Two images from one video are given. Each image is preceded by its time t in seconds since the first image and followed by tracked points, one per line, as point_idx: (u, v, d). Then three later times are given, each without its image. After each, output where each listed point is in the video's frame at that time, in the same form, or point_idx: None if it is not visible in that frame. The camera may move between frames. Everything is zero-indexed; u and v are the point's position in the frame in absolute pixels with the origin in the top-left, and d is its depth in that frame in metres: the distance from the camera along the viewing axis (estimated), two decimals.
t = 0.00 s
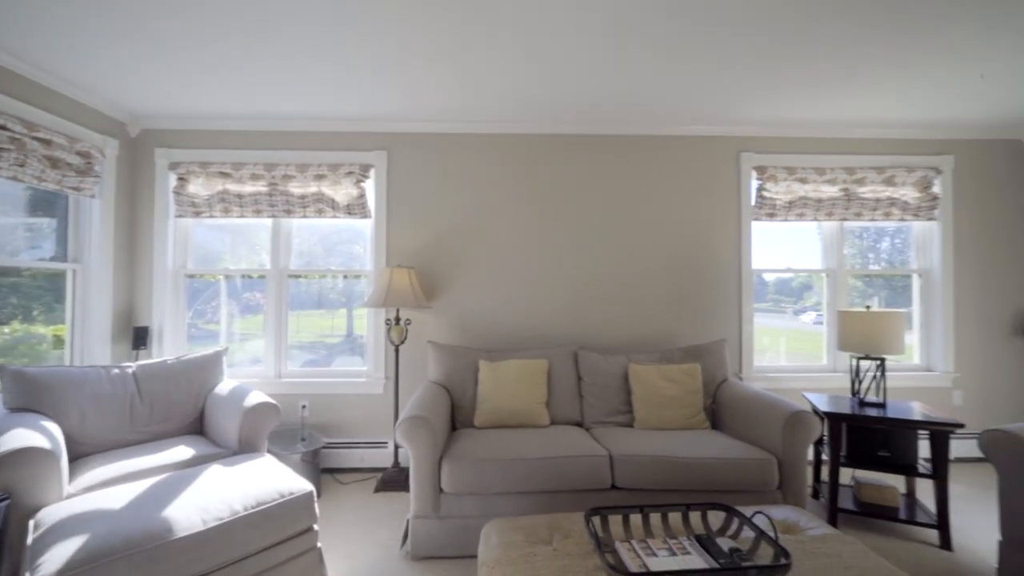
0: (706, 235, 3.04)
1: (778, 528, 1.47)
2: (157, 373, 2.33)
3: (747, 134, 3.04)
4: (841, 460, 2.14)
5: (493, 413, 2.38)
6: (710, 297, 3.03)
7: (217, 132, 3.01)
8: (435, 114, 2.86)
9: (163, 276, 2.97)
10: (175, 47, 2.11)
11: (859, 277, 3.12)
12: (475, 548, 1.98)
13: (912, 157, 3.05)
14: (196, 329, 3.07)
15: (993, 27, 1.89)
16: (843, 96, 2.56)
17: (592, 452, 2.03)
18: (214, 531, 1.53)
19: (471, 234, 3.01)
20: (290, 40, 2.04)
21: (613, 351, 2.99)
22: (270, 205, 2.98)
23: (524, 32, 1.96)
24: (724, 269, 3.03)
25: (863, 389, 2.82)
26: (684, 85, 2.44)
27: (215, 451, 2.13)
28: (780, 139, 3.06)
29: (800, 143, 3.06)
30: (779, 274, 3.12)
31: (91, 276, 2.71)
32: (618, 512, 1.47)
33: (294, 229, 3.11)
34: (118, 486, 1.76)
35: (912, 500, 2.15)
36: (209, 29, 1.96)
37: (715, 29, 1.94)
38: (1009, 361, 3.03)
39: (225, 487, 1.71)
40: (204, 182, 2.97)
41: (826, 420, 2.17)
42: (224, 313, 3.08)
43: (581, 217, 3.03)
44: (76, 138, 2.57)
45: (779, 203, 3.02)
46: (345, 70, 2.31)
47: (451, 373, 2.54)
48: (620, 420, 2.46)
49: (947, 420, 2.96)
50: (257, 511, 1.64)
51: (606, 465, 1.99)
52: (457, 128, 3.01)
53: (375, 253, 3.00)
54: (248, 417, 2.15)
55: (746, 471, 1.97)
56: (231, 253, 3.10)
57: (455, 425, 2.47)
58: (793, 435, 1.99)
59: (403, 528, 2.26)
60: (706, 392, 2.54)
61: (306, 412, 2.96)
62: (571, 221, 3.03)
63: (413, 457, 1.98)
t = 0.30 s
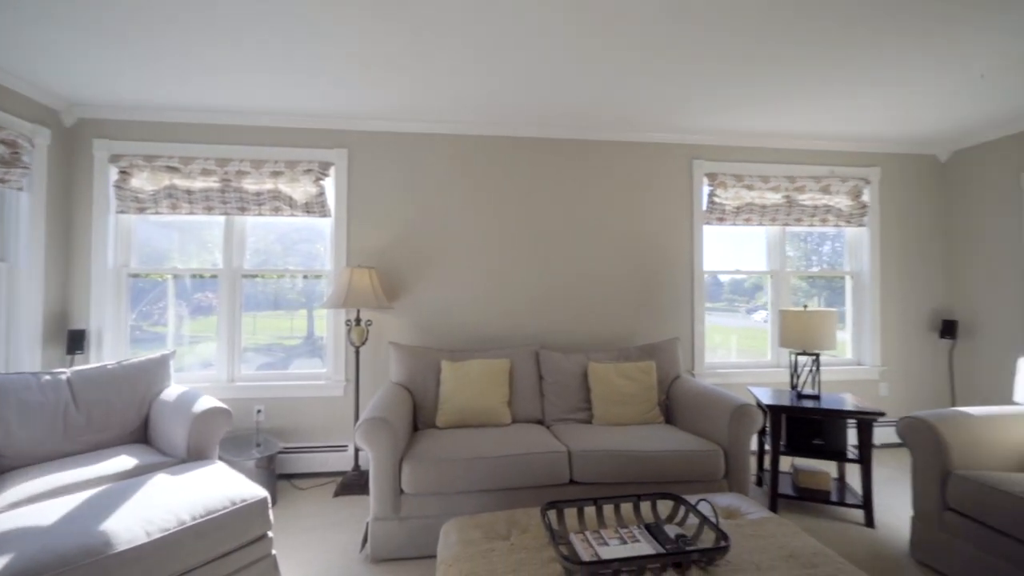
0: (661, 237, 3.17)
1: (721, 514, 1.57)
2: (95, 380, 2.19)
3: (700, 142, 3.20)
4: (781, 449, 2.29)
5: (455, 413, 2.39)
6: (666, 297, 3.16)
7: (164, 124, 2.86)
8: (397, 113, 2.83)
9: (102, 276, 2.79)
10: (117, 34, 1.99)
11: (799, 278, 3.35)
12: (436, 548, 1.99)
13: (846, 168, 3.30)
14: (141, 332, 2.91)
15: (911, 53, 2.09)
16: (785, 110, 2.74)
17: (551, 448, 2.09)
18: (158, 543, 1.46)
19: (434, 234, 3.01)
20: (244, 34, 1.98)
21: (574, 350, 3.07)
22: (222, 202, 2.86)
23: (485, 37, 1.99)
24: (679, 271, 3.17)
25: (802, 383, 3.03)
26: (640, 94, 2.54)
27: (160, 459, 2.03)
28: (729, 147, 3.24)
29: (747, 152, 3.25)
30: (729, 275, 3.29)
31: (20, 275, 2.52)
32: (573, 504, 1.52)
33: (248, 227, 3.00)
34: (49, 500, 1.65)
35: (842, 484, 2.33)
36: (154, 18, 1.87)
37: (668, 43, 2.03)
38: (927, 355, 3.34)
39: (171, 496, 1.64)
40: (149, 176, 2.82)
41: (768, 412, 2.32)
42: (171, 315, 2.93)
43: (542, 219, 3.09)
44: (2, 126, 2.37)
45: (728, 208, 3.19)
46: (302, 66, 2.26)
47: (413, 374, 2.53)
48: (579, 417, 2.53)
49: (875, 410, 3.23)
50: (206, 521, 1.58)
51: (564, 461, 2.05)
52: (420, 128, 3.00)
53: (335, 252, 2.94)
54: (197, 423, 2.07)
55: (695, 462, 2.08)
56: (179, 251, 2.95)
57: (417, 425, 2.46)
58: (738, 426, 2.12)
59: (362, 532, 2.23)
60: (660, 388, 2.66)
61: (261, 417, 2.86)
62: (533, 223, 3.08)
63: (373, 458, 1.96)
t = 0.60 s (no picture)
0: (618, 240, 3.30)
1: (667, 502, 1.67)
2: (21, 389, 2.04)
3: (653, 150, 3.35)
4: (725, 440, 2.45)
5: (415, 414, 2.40)
6: (621, 298, 3.29)
7: (101, 115, 2.69)
8: (356, 112, 2.80)
9: (29, 275, 2.59)
10: (47, 16, 1.86)
11: (744, 280, 3.57)
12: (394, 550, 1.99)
13: (784, 178, 3.56)
14: (74, 336, 2.72)
15: (837, 75, 2.30)
16: (729, 121, 2.92)
17: (509, 446, 2.13)
18: (96, 559, 1.39)
19: (394, 235, 2.99)
20: (192, 24, 1.90)
21: (534, 349, 3.14)
22: (167, 199, 2.72)
23: (444, 40, 2.01)
24: (634, 272, 3.31)
25: (745, 377, 3.24)
26: (597, 101, 2.64)
27: (97, 472, 1.92)
28: (680, 156, 3.41)
29: (696, 160, 3.44)
30: (680, 277, 3.47)
31: None
32: (528, 499, 1.57)
33: (196, 226, 2.87)
34: None
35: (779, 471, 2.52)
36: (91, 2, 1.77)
37: (621, 55, 2.13)
38: (854, 350, 3.65)
39: (109, 510, 1.56)
40: (84, 170, 2.64)
41: (714, 405, 2.47)
42: (109, 318, 2.75)
43: (503, 221, 3.14)
44: None
45: (679, 213, 3.36)
46: (256, 61, 2.20)
47: (372, 376, 2.51)
48: (538, 415, 2.60)
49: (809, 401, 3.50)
50: (149, 533, 1.52)
51: (522, 458, 2.11)
52: (380, 127, 2.97)
53: (291, 253, 2.87)
54: (139, 432, 1.97)
55: (646, 455, 2.19)
56: (118, 250, 2.78)
57: (376, 428, 2.44)
58: (685, 420, 2.25)
59: (318, 538, 2.19)
60: (615, 385, 2.77)
61: (210, 424, 2.75)
62: (493, 225, 3.12)
63: (330, 463, 1.94)
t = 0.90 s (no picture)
0: (575, 243, 3.42)
1: (616, 493, 1.78)
2: None
3: (608, 157, 3.50)
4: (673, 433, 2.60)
5: (375, 417, 2.39)
6: (578, 299, 3.41)
7: (28, 104, 2.50)
8: (313, 110, 2.76)
9: None
10: None
11: (691, 283, 3.79)
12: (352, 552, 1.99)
13: (728, 187, 3.81)
14: None
15: (771, 94, 2.51)
16: (678, 133, 3.11)
17: (468, 446, 2.18)
18: None
19: (353, 236, 2.97)
20: (136, 14, 1.83)
21: (494, 350, 3.20)
22: (104, 195, 2.57)
23: (404, 44, 2.03)
24: (590, 275, 3.44)
25: (692, 375, 3.45)
26: (555, 109, 2.74)
27: (27, 488, 1.80)
28: (634, 164, 3.58)
29: (648, 169, 3.62)
30: (634, 280, 3.64)
31: None
32: (485, 495, 1.63)
33: (137, 224, 2.72)
34: None
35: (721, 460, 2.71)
36: None
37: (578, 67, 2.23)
38: (789, 347, 3.96)
39: (43, 527, 1.48)
40: (7, 162, 2.45)
41: (663, 401, 2.62)
42: (36, 322, 2.56)
43: (464, 223, 3.18)
44: None
45: (633, 219, 3.53)
46: (206, 56, 2.13)
47: (330, 379, 2.48)
48: (497, 414, 2.66)
49: (750, 395, 3.76)
50: (89, 547, 1.45)
51: (481, 456, 2.16)
52: (338, 127, 2.94)
53: (243, 253, 2.78)
54: (76, 444, 1.87)
55: (599, 449, 2.30)
56: (46, 249, 2.59)
57: (334, 432, 2.42)
58: (636, 415, 2.38)
59: (273, 546, 2.15)
60: (572, 383, 2.87)
61: (154, 432, 2.62)
62: (454, 228, 3.16)
63: (285, 468, 1.91)
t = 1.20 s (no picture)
0: (533, 246, 3.54)
1: (569, 484, 1.89)
2: None
3: (565, 164, 3.65)
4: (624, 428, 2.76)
5: (333, 420, 2.39)
6: (536, 300, 3.53)
7: None
8: (269, 108, 2.71)
9: None
10: None
11: (642, 285, 4.01)
12: (311, 554, 1.99)
13: (676, 195, 4.06)
14: None
15: (712, 108, 2.73)
16: (630, 143, 3.30)
17: (428, 445, 2.23)
18: None
19: (311, 237, 2.93)
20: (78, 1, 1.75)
21: (454, 351, 3.25)
22: (34, 190, 2.40)
23: (366, 45, 2.06)
24: (548, 277, 3.57)
25: (642, 372, 3.66)
26: (515, 115, 2.84)
27: None
28: (589, 171, 3.75)
29: (603, 176, 3.80)
30: (589, 282, 3.80)
31: None
32: (444, 491, 1.69)
33: (71, 221, 2.56)
34: None
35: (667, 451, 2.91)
36: None
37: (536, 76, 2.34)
38: (731, 345, 4.26)
39: None
40: None
41: (615, 397, 2.78)
42: None
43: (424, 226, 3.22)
44: None
45: (588, 223, 3.69)
46: (155, 48, 2.06)
47: (287, 383, 2.45)
48: (457, 414, 2.72)
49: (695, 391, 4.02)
50: (28, 563, 1.39)
51: (441, 455, 2.22)
52: (295, 125, 2.90)
53: (191, 254, 2.69)
54: (7, 458, 1.77)
55: (555, 444, 2.41)
56: None
57: (291, 436, 2.39)
58: (589, 411, 2.52)
59: (227, 553, 2.11)
60: (529, 382, 2.98)
61: (92, 443, 2.48)
62: (415, 230, 3.20)
63: (240, 473, 1.89)
